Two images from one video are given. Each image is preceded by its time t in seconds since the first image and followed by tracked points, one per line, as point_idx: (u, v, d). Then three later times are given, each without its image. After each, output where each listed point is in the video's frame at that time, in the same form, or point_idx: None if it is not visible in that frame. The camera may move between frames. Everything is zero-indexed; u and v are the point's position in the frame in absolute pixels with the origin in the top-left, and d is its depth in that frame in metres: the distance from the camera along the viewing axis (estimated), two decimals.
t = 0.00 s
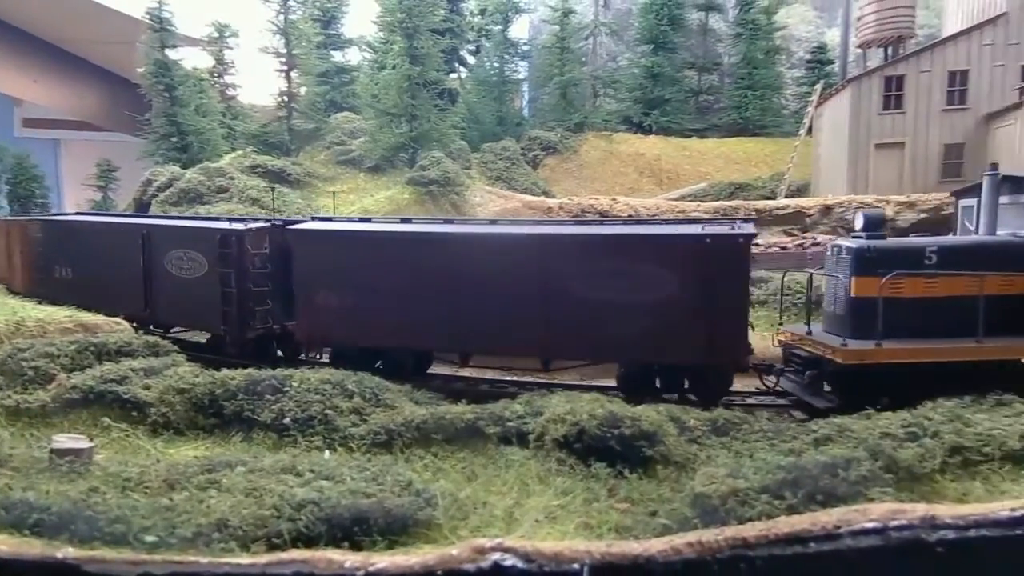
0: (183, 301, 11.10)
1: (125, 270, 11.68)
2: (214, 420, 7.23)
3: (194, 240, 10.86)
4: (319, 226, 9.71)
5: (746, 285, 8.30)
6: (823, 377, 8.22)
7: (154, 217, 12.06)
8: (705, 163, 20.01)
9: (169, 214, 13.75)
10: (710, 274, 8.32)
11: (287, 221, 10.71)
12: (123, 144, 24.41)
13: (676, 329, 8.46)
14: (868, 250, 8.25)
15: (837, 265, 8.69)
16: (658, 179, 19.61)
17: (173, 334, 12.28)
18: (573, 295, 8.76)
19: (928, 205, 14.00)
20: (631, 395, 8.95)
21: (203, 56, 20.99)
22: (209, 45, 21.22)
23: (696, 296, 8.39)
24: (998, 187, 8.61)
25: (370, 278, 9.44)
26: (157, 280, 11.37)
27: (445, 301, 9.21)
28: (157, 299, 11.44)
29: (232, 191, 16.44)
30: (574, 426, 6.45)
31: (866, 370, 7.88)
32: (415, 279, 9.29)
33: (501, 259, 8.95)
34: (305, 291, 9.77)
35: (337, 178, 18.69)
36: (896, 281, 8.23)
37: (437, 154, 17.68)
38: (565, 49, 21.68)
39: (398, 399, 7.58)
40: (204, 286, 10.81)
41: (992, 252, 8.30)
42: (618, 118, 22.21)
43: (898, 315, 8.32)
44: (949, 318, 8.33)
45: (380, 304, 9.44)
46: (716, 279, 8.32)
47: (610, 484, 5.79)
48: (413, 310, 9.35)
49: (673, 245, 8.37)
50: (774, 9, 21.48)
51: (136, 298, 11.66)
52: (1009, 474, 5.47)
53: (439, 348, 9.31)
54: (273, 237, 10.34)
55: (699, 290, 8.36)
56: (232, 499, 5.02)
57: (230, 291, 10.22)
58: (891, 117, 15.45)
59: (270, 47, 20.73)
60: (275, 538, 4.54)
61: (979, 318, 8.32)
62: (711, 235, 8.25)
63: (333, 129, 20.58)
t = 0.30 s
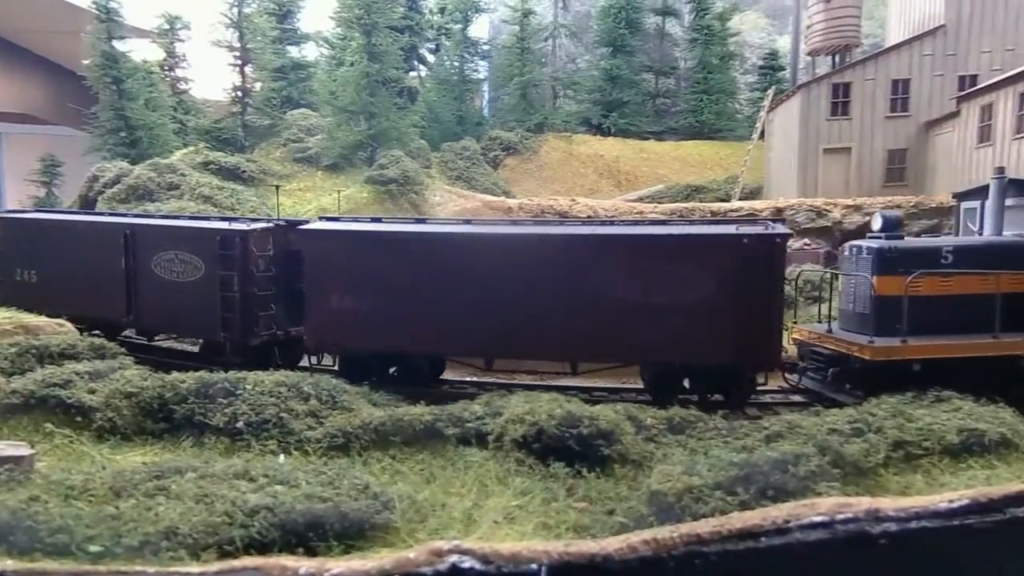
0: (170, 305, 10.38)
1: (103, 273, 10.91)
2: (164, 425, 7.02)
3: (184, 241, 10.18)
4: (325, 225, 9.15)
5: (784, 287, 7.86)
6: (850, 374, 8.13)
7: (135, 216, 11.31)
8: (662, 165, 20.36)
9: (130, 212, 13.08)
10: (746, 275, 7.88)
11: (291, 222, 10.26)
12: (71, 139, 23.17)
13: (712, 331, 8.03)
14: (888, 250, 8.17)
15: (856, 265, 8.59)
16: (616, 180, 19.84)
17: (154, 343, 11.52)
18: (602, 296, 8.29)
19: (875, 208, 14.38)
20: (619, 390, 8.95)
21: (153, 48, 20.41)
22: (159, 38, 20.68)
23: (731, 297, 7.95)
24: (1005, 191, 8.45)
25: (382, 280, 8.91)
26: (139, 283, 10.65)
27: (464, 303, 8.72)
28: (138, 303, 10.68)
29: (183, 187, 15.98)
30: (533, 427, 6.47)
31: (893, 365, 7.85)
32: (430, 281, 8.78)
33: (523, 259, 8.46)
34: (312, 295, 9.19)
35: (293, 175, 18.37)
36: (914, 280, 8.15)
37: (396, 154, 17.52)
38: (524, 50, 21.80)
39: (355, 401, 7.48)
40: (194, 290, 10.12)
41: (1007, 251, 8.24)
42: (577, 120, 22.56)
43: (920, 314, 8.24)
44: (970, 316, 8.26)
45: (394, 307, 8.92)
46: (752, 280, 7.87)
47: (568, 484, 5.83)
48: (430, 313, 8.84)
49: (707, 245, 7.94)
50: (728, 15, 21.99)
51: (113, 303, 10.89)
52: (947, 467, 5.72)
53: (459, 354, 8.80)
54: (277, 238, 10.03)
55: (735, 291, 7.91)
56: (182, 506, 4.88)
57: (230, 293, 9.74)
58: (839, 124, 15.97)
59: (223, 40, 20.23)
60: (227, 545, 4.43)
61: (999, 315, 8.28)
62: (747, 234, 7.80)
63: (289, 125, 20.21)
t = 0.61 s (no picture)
0: (185, 310, 10.07)
1: (109, 276, 10.54)
2: (130, 428, 6.86)
3: (199, 243, 9.86)
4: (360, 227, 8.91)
5: (830, 286, 8.06)
6: (888, 370, 8.30)
7: (139, 216, 10.92)
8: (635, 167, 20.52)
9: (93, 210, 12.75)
10: (793, 274, 8.06)
11: (315, 224, 10.04)
12: (32, 134, 22.00)
13: (760, 331, 8.16)
14: (923, 250, 8.38)
15: (888, 264, 8.87)
16: (589, 181, 19.97)
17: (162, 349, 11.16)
18: (649, 296, 8.34)
19: (840, 209, 14.67)
20: (594, 391, 8.98)
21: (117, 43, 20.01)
22: (123, 33, 20.33)
23: (779, 296, 8.11)
24: None
25: (422, 283, 8.75)
26: (149, 287, 10.31)
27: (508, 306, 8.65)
28: (148, 308, 10.33)
29: (149, 185, 15.63)
30: (506, 427, 6.47)
31: (928, 360, 8.06)
32: (474, 283, 8.66)
33: (571, 260, 8.44)
34: (345, 300, 8.92)
35: (263, 174, 18.12)
36: (945, 279, 8.37)
37: (368, 152, 17.38)
38: (498, 50, 21.86)
39: (327, 403, 7.40)
40: (215, 295, 9.80)
41: None
42: (550, 120, 22.71)
43: (953, 313, 8.45)
44: (1001, 313, 8.47)
45: (434, 311, 8.78)
46: (799, 279, 8.06)
47: (542, 484, 5.83)
48: (472, 317, 8.72)
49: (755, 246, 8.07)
50: (698, 18, 22.30)
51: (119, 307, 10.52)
52: (911, 463, 5.87)
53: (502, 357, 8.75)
54: (302, 240, 9.83)
55: (784, 289, 8.09)
56: (148, 511, 4.77)
57: (257, 298, 9.53)
58: (806, 127, 16.25)
59: (190, 35, 19.87)
60: (194, 550, 4.35)
61: None
62: (797, 234, 7.98)
63: (258, 122, 19.95)
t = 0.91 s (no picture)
0: (211, 316, 9.71)
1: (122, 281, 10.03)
2: (98, 432, 6.72)
3: (229, 245, 9.57)
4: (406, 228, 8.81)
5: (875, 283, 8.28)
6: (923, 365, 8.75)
7: (150, 217, 10.44)
8: (611, 168, 20.62)
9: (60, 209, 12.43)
10: (838, 271, 8.28)
11: (348, 226, 9.97)
12: None
13: (807, 328, 8.37)
14: (954, 249, 8.65)
15: (919, 262, 9.11)
16: (566, 181, 20.02)
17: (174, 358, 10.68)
18: (695, 295, 8.48)
19: (812, 211, 14.61)
20: (572, 391, 9.02)
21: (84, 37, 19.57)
22: (91, 27, 19.97)
23: (825, 294, 8.32)
24: None
25: (470, 284, 8.73)
26: (169, 291, 9.87)
27: (557, 307, 8.71)
28: (167, 314, 9.89)
29: (118, 183, 15.30)
30: (483, 428, 6.46)
31: (963, 354, 8.31)
32: (525, 284, 8.68)
33: (621, 260, 8.54)
34: (392, 301, 8.84)
35: (236, 172, 17.88)
36: (976, 276, 8.62)
37: (344, 151, 17.23)
38: (475, 49, 21.84)
39: (301, 404, 7.33)
40: (247, 299, 9.52)
41: None
42: (527, 121, 22.78)
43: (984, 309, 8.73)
44: None
45: (482, 312, 8.75)
46: (845, 278, 8.27)
47: (519, 483, 5.82)
48: (521, 318, 8.74)
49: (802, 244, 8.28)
50: (673, 21, 22.52)
51: (134, 314, 10.02)
52: (879, 460, 5.99)
53: (549, 357, 8.76)
54: (337, 242, 9.75)
55: (832, 287, 8.29)
56: (116, 516, 4.66)
57: (293, 301, 9.32)
58: (778, 129, 16.51)
59: (160, 30, 19.49)
60: (164, 555, 4.26)
61: None
62: (845, 234, 8.20)
63: (231, 120, 19.76)
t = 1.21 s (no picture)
0: (247, 321, 9.16)
1: (147, 286, 9.41)
2: (68, 435, 6.57)
3: (267, 246, 9.03)
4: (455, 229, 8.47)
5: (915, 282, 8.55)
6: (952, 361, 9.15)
7: (172, 217, 9.80)
8: (590, 169, 20.70)
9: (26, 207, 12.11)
10: (882, 270, 8.47)
11: (388, 227, 9.66)
12: None
13: (850, 325, 8.56)
14: (980, 250, 8.93)
15: (945, 262, 9.44)
16: (545, 181, 20.04)
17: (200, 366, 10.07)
18: (746, 295, 8.50)
19: (787, 212, 14.79)
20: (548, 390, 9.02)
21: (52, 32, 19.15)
22: (61, 21, 19.65)
23: (869, 293, 8.51)
24: None
25: (518, 285, 8.46)
26: (199, 296, 9.27)
27: (606, 309, 8.55)
28: (198, 320, 9.29)
29: (88, 181, 14.96)
30: (462, 428, 6.44)
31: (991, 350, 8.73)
32: (577, 285, 8.50)
33: (672, 261, 8.46)
34: (440, 303, 8.48)
35: (211, 171, 17.63)
36: (1002, 274, 8.94)
37: (322, 150, 17.07)
38: (454, 49, 21.86)
39: (278, 406, 7.25)
40: (287, 303, 9.00)
41: None
42: (506, 121, 22.82)
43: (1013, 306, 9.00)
44: None
45: (531, 313, 8.49)
46: (888, 276, 8.48)
47: (498, 484, 5.81)
48: (571, 316, 8.54)
49: (850, 244, 8.45)
50: (651, 23, 22.70)
51: (160, 321, 9.44)
52: (851, 458, 6.09)
53: (601, 359, 8.61)
54: (381, 243, 9.43)
55: (876, 285, 8.48)
56: (86, 521, 4.57)
57: (338, 305, 8.86)
58: (754, 131, 16.71)
59: (132, 25, 19.14)
60: (136, 560, 4.18)
61: None
62: (889, 234, 8.41)
63: (206, 117, 19.54)
